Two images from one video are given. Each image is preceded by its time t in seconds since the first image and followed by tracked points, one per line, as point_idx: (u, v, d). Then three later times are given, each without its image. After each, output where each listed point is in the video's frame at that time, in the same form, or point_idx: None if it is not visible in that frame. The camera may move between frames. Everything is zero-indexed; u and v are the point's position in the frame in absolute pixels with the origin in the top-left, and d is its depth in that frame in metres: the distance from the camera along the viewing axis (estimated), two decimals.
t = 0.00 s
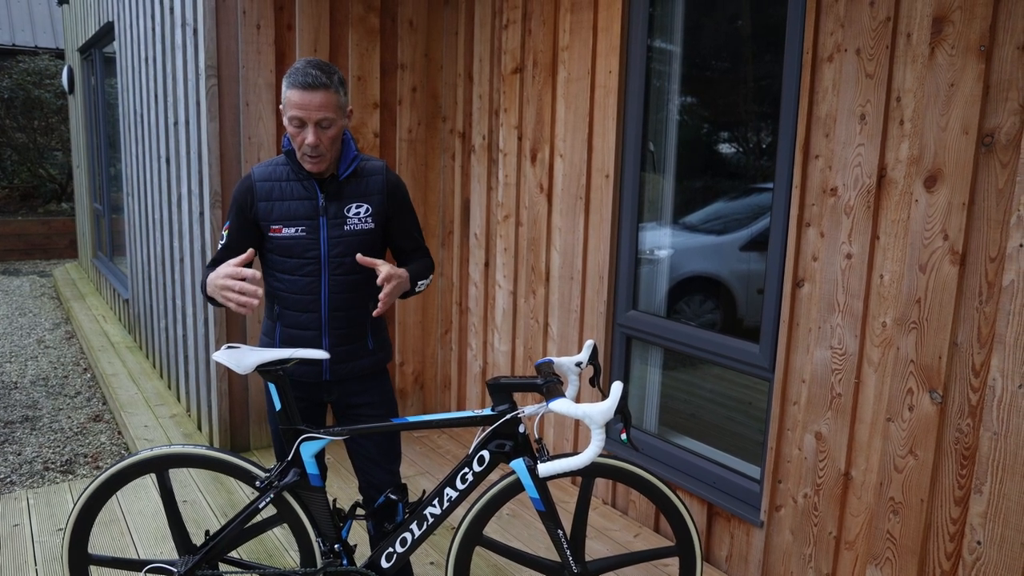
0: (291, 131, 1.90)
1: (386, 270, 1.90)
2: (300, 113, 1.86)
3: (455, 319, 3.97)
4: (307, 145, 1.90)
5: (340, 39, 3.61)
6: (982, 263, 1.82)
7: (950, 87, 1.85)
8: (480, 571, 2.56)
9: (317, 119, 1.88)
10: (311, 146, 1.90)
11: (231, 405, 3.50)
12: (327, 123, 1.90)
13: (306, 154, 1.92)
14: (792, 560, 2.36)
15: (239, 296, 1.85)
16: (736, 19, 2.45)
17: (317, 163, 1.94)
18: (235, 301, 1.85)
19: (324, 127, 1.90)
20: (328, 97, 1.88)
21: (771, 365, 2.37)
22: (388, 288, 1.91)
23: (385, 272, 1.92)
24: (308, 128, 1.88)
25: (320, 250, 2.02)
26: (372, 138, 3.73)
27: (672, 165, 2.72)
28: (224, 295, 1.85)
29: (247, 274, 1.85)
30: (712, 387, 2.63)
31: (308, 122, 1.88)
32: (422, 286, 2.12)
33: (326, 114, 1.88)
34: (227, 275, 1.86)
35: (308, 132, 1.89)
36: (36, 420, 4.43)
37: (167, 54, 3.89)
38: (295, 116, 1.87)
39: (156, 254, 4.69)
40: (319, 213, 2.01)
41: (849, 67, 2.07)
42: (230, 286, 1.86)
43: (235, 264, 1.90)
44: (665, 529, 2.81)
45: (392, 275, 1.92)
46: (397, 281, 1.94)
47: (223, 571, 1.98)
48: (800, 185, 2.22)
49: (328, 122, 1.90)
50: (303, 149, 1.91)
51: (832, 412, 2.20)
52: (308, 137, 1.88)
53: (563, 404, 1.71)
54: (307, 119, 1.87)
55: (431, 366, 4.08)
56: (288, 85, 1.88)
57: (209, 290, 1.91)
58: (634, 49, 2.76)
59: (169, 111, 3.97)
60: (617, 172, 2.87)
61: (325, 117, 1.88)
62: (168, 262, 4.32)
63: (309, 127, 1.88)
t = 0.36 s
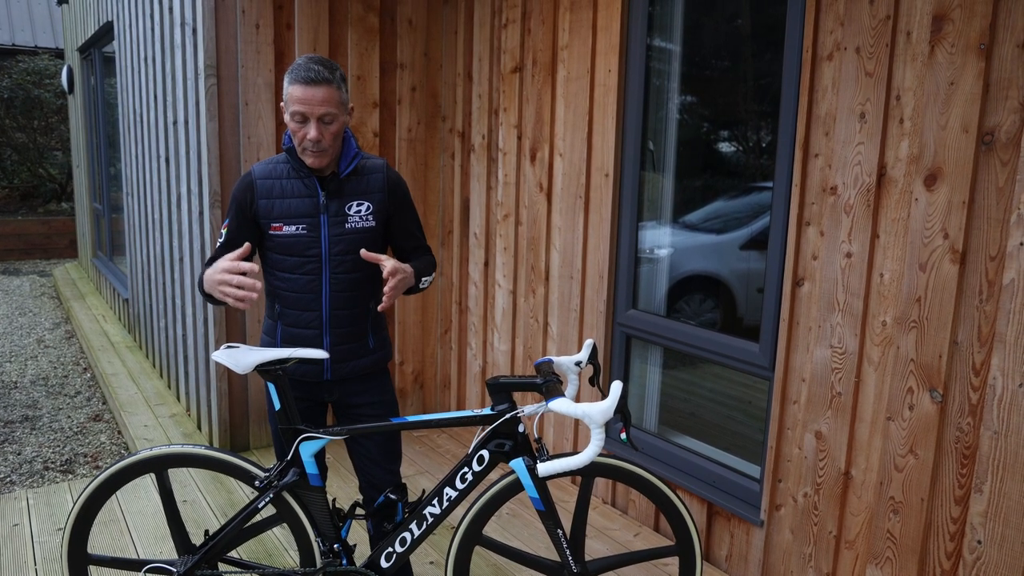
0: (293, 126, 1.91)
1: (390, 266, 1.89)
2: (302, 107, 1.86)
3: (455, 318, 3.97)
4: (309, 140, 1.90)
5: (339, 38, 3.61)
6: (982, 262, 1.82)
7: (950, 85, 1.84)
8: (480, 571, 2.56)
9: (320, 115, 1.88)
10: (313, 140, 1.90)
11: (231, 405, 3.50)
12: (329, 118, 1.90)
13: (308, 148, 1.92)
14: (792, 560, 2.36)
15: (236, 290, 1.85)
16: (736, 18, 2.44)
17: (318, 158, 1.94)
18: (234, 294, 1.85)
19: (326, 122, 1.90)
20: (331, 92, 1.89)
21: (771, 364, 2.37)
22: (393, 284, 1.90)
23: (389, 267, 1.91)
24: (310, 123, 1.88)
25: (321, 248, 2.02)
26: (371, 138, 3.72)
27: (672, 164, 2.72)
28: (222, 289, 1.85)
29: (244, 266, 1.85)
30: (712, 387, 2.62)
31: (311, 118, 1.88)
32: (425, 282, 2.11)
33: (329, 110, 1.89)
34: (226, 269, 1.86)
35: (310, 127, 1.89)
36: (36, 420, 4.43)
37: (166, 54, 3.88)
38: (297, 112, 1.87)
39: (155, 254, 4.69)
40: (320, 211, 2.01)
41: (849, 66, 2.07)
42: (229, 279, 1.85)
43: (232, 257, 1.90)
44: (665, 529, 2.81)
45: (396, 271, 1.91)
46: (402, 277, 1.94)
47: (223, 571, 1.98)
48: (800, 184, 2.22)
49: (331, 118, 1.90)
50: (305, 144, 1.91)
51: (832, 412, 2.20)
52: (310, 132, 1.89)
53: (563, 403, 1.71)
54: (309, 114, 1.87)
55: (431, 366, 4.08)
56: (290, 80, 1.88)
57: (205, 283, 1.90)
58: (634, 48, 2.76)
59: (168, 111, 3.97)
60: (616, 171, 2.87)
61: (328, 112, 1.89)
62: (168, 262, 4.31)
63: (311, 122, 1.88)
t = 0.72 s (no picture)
0: (299, 107, 1.93)
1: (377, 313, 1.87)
2: (311, 85, 1.92)
3: (455, 318, 3.96)
4: (316, 119, 1.92)
5: (339, 37, 3.61)
6: (982, 261, 1.81)
7: (950, 84, 1.84)
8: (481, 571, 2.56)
9: (328, 93, 1.92)
10: (320, 117, 1.92)
11: (230, 405, 3.50)
12: (336, 99, 1.94)
13: (312, 129, 1.92)
14: (792, 560, 2.36)
15: (255, 339, 1.81)
16: (736, 18, 2.44)
17: (323, 140, 1.93)
18: (252, 344, 1.81)
19: (333, 102, 1.94)
20: (339, 74, 1.96)
21: (770, 364, 2.37)
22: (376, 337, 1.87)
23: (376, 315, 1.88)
24: (318, 100, 1.92)
25: (320, 246, 2.01)
26: (371, 137, 3.72)
27: (672, 163, 2.72)
28: (242, 336, 1.81)
29: (265, 322, 1.79)
30: (712, 386, 2.62)
31: (319, 96, 1.92)
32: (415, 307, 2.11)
33: (336, 89, 1.94)
34: (248, 318, 1.82)
35: (317, 106, 1.92)
36: (36, 420, 4.43)
37: (165, 54, 3.88)
38: (306, 89, 1.92)
39: (155, 253, 4.69)
40: (320, 209, 2.01)
41: (849, 65, 2.06)
42: (249, 328, 1.81)
43: (252, 302, 1.84)
44: (665, 529, 2.81)
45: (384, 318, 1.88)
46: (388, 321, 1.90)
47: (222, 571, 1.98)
48: (800, 183, 2.21)
49: (338, 99, 1.95)
50: (310, 123, 1.92)
51: (832, 411, 2.19)
52: (318, 109, 1.91)
53: (563, 404, 1.70)
54: (317, 92, 1.92)
55: (431, 366, 4.08)
56: (297, 67, 1.95)
57: (223, 321, 1.86)
58: (633, 47, 2.76)
59: (167, 111, 3.97)
60: (616, 171, 2.86)
61: (335, 92, 1.94)
62: (167, 262, 4.31)
63: (319, 98, 1.92)
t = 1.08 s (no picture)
0: (300, 105, 1.94)
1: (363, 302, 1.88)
2: (313, 82, 1.92)
3: (454, 319, 3.96)
4: (317, 116, 1.92)
5: (337, 38, 3.60)
6: (981, 260, 1.81)
7: (949, 83, 1.84)
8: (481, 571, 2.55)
9: (329, 91, 1.93)
10: (321, 115, 1.92)
11: (230, 407, 3.49)
12: (337, 98, 1.95)
13: (313, 127, 1.93)
14: (792, 560, 2.36)
15: (268, 331, 1.86)
16: (735, 18, 2.43)
17: (323, 138, 1.94)
18: (266, 336, 1.86)
19: (334, 101, 1.95)
20: (340, 75, 1.97)
21: (770, 363, 2.37)
22: (360, 328, 1.87)
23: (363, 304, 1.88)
24: (319, 98, 1.93)
25: (318, 246, 2.01)
26: (370, 138, 3.72)
27: (670, 163, 2.72)
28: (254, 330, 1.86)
29: (275, 312, 1.81)
30: (711, 386, 2.62)
31: (320, 93, 1.93)
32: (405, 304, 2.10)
33: (338, 88, 1.95)
34: (256, 312, 1.85)
35: (318, 104, 1.93)
36: (35, 422, 4.43)
37: (163, 55, 3.88)
38: (308, 87, 1.92)
39: (153, 254, 4.69)
40: (318, 209, 2.00)
41: (847, 64, 2.06)
42: (260, 321, 1.85)
43: (258, 294, 1.87)
44: (665, 529, 2.81)
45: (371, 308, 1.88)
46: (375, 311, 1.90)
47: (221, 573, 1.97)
48: (799, 182, 2.21)
49: (338, 97, 1.96)
50: (311, 121, 1.92)
51: (832, 411, 2.19)
52: (319, 107, 1.92)
53: (562, 404, 1.70)
54: (319, 90, 1.93)
55: (430, 366, 4.08)
56: (299, 67, 1.96)
57: (229, 317, 1.89)
58: (632, 48, 2.75)
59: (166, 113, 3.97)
60: (615, 171, 2.86)
61: (336, 91, 1.95)
62: (166, 264, 4.31)
63: (320, 96, 1.93)
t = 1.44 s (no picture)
0: (300, 100, 1.94)
1: (368, 288, 1.88)
2: (313, 77, 1.94)
3: (454, 319, 3.96)
4: (317, 110, 1.93)
5: (336, 38, 3.60)
6: (981, 259, 1.81)
7: (948, 82, 1.83)
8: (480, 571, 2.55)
9: (329, 85, 1.94)
10: (321, 108, 1.92)
11: (229, 408, 3.49)
12: (337, 93, 1.96)
13: (314, 120, 1.93)
14: (793, 559, 2.35)
15: (291, 326, 1.82)
16: (734, 17, 2.43)
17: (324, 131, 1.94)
18: (289, 329, 1.82)
19: (334, 95, 1.96)
20: (339, 70, 1.98)
21: (770, 363, 2.36)
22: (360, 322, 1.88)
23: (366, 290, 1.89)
24: (319, 92, 1.94)
25: (323, 244, 2.01)
26: (369, 139, 3.72)
27: (669, 162, 2.72)
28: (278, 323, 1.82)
29: (298, 305, 1.78)
30: (711, 385, 2.62)
31: (320, 88, 1.94)
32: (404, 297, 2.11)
33: (337, 82, 1.96)
34: (281, 305, 1.82)
35: (319, 98, 1.94)
36: (35, 424, 4.43)
37: (162, 56, 3.88)
38: (307, 82, 1.93)
39: (153, 255, 4.68)
40: (322, 207, 2.00)
41: (846, 63, 2.06)
42: (284, 314, 1.82)
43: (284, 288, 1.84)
44: (665, 528, 2.80)
45: (374, 295, 1.89)
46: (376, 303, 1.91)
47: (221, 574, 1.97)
48: (799, 181, 2.21)
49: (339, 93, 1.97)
50: (312, 115, 1.93)
51: (832, 410, 2.19)
52: (320, 99, 1.92)
53: (562, 404, 1.70)
54: (319, 84, 1.94)
55: (430, 366, 4.08)
56: (299, 63, 1.98)
57: (254, 310, 1.85)
58: (631, 47, 2.75)
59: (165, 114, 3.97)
60: (614, 170, 2.86)
61: (336, 85, 1.96)
62: (165, 264, 4.31)
63: (320, 90, 1.94)
